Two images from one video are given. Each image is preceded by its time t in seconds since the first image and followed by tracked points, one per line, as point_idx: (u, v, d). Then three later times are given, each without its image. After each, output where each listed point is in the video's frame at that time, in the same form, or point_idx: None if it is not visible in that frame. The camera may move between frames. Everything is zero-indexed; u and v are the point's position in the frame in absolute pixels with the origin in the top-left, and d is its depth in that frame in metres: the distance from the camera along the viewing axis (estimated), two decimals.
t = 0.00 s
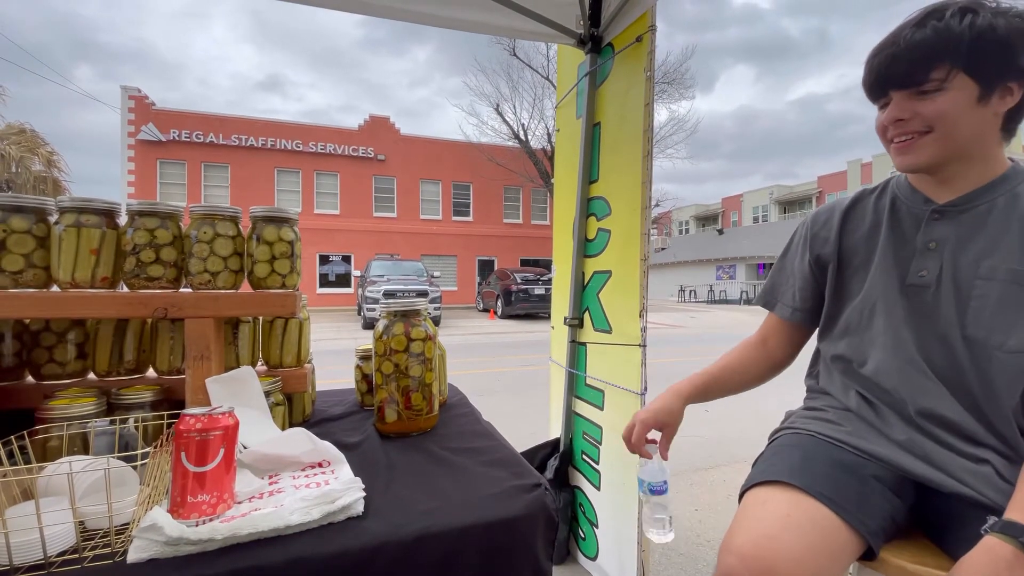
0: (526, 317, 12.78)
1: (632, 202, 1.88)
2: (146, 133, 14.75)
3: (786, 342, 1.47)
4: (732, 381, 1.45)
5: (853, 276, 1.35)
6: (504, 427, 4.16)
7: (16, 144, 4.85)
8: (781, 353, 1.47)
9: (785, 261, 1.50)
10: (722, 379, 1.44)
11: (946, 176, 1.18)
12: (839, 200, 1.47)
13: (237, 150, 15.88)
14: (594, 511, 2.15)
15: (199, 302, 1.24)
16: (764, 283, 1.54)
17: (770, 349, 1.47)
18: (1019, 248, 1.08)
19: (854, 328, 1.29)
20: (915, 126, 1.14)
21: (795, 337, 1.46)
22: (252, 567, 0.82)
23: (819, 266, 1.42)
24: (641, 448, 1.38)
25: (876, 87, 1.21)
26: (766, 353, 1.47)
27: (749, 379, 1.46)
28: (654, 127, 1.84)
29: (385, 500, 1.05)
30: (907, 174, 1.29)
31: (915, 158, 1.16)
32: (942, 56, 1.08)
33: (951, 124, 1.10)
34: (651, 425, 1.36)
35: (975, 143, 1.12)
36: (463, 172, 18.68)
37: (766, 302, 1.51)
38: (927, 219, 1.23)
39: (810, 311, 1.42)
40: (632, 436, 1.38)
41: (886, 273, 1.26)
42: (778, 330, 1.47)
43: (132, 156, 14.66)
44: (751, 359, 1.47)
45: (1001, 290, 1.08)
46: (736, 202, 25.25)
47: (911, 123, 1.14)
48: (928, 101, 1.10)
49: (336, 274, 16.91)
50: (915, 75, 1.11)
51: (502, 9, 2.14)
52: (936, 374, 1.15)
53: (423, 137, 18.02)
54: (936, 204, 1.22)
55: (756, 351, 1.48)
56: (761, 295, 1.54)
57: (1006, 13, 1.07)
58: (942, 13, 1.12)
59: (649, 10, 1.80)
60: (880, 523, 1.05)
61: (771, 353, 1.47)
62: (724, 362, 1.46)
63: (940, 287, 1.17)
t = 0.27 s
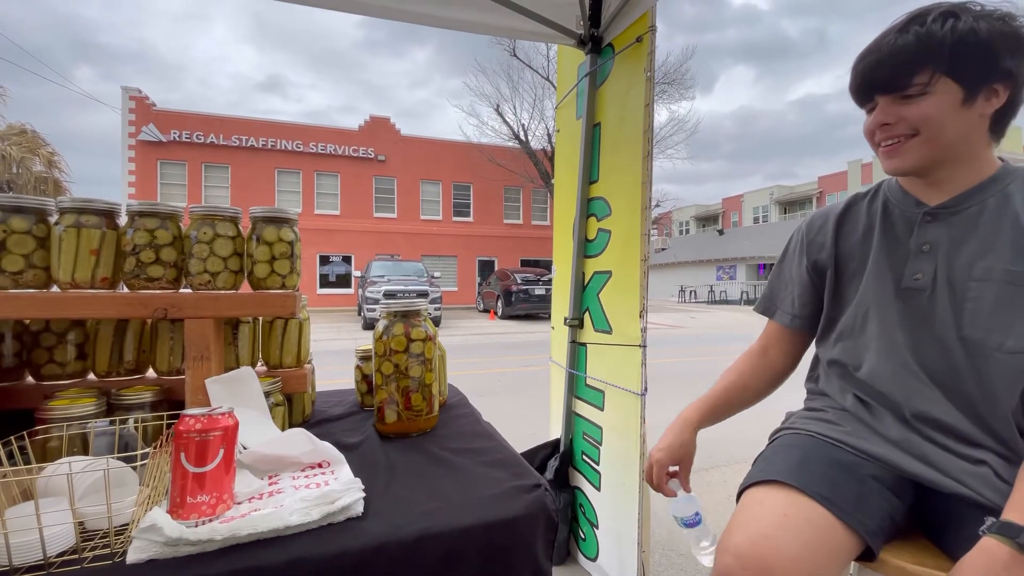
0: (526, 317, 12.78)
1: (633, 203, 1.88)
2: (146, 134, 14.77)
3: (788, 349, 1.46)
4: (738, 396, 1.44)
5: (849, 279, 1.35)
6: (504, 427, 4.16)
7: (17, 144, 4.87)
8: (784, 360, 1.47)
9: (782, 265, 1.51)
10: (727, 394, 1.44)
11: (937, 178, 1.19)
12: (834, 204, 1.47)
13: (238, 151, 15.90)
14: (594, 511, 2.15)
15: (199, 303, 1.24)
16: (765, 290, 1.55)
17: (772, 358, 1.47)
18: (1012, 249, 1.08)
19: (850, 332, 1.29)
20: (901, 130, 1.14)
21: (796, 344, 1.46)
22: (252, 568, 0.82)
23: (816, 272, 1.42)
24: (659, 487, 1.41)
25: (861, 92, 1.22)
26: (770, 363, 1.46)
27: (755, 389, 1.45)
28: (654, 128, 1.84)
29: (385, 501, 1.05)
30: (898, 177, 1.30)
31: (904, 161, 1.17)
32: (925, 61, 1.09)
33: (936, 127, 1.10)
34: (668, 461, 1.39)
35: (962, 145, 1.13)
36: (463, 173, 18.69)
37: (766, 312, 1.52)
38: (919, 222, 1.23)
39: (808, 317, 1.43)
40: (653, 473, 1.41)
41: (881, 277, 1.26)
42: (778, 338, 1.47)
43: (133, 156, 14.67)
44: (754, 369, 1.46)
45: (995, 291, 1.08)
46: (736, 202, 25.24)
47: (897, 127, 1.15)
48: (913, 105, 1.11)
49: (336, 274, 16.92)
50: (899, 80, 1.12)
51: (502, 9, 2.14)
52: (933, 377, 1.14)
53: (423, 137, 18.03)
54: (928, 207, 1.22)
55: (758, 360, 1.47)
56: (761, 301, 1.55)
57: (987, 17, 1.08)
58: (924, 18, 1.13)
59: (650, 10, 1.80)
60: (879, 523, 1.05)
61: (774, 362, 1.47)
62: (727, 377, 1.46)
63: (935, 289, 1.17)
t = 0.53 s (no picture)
0: (526, 318, 12.79)
1: (633, 203, 1.88)
2: (147, 134, 14.78)
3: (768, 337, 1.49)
4: (704, 358, 1.49)
5: (841, 281, 1.35)
6: (505, 427, 4.16)
7: (18, 145, 4.88)
8: (761, 350, 1.50)
9: (773, 264, 1.53)
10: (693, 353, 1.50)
11: (920, 181, 1.19)
12: (824, 206, 1.48)
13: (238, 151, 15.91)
14: (595, 511, 2.15)
15: (200, 304, 1.24)
16: (754, 291, 1.55)
17: (750, 341, 1.50)
18: (997, 248, 1.08)
19: (845, 333, 1.29)
20: (880, 136, 1.15)
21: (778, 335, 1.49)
22: (254, 568, 0.82)
23: (806, 275, 1.43)
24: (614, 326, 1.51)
25: (839, 101, 1.23)
26: (747, 345, 1.50)
27: (723, 364, 1.49)
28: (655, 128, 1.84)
29: (386, 501, 1.05)
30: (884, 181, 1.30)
31: (886, 167, 1.17)
32: (898, 68, 1.09)
33: (914, 132, 1.11)
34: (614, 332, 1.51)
35: (942, 147, 1.13)
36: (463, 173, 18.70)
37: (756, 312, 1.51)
38: (907, 223, 1.24)
39: (791, 316, 1.45)
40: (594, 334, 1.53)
41: (872, 278, 1.26)
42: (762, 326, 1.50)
43: (133, 157, 14.68)
44: (731, 345, 1.50)
45: (983, 289, 1.08)
46: (737, 203, 25.24)
47: (876, 134, 1.15)
48: (889, 112, 1.12)
49: (337, 275, 16.93)
50: (874, 88, 1.12)
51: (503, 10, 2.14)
52: (932, 377, 1.14)
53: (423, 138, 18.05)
54: (915, 207, 1.23)
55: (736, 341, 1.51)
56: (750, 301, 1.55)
57: (958, 22, 1.08)
58: (895, 27, 1.14)
59: (650, 11, 1.80)
60: (880, 524, 1.05)
61: (751, 346, 1.50)
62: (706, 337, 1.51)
63: (925, 290, 1.17)
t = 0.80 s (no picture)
0: (526, 318, 12.79)
1: (633, 203, 1.88)
2: (147, 135, 14.78)
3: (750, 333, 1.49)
4: (692, 357, 1.44)
5: (835, 283, 1.34)
6: (505, 428, 4.15)
7: (19, 145, 4.88)
8: (745, 347, 1.49)
9: (760, 265, 1.53)
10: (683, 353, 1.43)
11: (910, 180, 1.19)
12: (814, 208, 1.48)
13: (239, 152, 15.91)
14: (595, 512, 2.15)
15: (199, 304, 1.24)
16: (743, 294, 1.53)
17: (733, 337, 1.49)
18: (989, 247, 1.08)
19: (840, 335, 1.28)
20: (870, 134, 1.15)
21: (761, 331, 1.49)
22: (252, 569, 0.82)
23: (800, 278, 1.42)
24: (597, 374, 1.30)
25: (830, 99, 1.23)
26: (730, 341, 1.48)
27: (709, 360, 1.45)
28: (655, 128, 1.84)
29: (386, 502, 1.05)
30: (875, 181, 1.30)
31: (876, 165, 1.17)
32: (888, 66, 1.09)
33: (904, 130, 1.11)
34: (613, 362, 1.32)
35: (932, 145, 1.13)
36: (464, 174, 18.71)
37: (745, 314, 1.50)
38: (899, 223, 1.23)
39: (771, 315, 1.47)
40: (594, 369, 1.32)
41: (866, 280, 1.25)
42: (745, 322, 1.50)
43: (133, 157, 14.68)
44: (716, 341, 1.48)
45: (977, 289, 1.08)
46: (737, 203, 25.23)
47: (866, 132, 1.15)
48: (879, 110, 1.12)
49: (337, 275, 16.93)
50: (864, 86, 1.13)
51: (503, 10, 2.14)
52: (930, 378, 1.13)
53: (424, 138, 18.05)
54: (906, 207, 1.23)
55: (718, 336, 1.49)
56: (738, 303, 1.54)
57: (946, 21, 1.09)
58: (884, 26, 1.14)
59: (650, 11, 1.80)
60: (881, 526, 1.05)
61: (734, 342, 1.48)
62: (692, 333, 1.47)
63: (919, 290, 1.17)
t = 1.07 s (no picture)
0: (526, 318, 12.79)
1: (634, 204, 1.88)
2: (148, 135, 14.79)
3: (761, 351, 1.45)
4: (705, 387, 1.40)
5: (833, 285, 1.34)
6: (505, 428, 4.15)
7: (19, 145, 4.89)
8: (757, 363, 1.45)
9: (761, 274, 1.51)
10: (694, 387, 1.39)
11: (906, 181, 1.19)
12: (812, 210, 1.47)
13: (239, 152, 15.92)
14: (596, 512, 2.15)
15: (200, 304, 1.24)
16: (744, 302, 1.51)
17: (743, 356, 1.45)
18: (989, 249, 1.08)
19: (839, 340, 1.27)
20: (864, 137, 1.14)
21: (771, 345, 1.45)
22: (252, 569, 0.82)
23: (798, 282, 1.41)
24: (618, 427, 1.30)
25: (822, 101, 1.22)
26: (741, 362, 1.44)
27: (723, 386, 1.41)
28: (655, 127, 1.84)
29: (386, 502, 1.05)
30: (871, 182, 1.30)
31: (871, 167, 1.16)
32: (880, 68, 1.09)
33: (897, 132, 1.10)
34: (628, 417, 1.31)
35: (926, 147, 1.13)
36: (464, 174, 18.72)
37: (753, 325, 1.45)
38: (897, 225, 1.23)
39: (781, 324, 1.43)
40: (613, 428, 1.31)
41: (864, 283, 1.25)
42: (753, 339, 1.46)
43: (134, 158, 14.68)
44: (726, 363, 1.43)
45: (977, 291, 1.08)
46: (737, 203, 25.23)
47: (859, 134, 1.15)
48: (872, 112, 1.11)
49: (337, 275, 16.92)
50: (857, 88, 1.12)
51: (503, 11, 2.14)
52: (929, 382, 1.13)
53: (424, 138, 18.06)
54: (903, 210, 1.22)
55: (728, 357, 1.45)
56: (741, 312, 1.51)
57: (938, 22, 1.09)
58: (876, 27, 1.13)
59: (650, 10, 1.80)
60: (882, 526, 1.05)
61: (746, 361, 1.44)
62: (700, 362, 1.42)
63: (918, 293, 1.16)
